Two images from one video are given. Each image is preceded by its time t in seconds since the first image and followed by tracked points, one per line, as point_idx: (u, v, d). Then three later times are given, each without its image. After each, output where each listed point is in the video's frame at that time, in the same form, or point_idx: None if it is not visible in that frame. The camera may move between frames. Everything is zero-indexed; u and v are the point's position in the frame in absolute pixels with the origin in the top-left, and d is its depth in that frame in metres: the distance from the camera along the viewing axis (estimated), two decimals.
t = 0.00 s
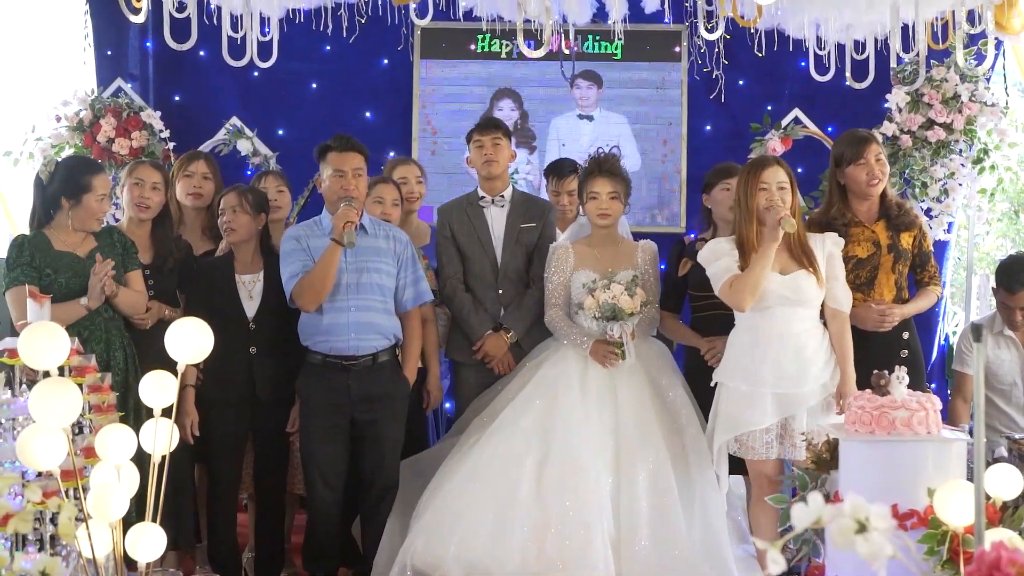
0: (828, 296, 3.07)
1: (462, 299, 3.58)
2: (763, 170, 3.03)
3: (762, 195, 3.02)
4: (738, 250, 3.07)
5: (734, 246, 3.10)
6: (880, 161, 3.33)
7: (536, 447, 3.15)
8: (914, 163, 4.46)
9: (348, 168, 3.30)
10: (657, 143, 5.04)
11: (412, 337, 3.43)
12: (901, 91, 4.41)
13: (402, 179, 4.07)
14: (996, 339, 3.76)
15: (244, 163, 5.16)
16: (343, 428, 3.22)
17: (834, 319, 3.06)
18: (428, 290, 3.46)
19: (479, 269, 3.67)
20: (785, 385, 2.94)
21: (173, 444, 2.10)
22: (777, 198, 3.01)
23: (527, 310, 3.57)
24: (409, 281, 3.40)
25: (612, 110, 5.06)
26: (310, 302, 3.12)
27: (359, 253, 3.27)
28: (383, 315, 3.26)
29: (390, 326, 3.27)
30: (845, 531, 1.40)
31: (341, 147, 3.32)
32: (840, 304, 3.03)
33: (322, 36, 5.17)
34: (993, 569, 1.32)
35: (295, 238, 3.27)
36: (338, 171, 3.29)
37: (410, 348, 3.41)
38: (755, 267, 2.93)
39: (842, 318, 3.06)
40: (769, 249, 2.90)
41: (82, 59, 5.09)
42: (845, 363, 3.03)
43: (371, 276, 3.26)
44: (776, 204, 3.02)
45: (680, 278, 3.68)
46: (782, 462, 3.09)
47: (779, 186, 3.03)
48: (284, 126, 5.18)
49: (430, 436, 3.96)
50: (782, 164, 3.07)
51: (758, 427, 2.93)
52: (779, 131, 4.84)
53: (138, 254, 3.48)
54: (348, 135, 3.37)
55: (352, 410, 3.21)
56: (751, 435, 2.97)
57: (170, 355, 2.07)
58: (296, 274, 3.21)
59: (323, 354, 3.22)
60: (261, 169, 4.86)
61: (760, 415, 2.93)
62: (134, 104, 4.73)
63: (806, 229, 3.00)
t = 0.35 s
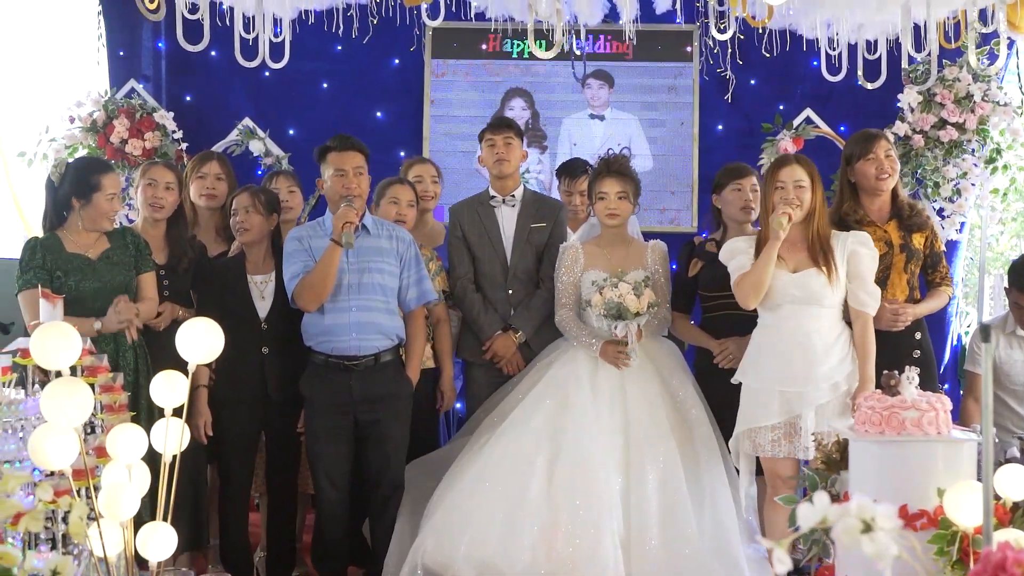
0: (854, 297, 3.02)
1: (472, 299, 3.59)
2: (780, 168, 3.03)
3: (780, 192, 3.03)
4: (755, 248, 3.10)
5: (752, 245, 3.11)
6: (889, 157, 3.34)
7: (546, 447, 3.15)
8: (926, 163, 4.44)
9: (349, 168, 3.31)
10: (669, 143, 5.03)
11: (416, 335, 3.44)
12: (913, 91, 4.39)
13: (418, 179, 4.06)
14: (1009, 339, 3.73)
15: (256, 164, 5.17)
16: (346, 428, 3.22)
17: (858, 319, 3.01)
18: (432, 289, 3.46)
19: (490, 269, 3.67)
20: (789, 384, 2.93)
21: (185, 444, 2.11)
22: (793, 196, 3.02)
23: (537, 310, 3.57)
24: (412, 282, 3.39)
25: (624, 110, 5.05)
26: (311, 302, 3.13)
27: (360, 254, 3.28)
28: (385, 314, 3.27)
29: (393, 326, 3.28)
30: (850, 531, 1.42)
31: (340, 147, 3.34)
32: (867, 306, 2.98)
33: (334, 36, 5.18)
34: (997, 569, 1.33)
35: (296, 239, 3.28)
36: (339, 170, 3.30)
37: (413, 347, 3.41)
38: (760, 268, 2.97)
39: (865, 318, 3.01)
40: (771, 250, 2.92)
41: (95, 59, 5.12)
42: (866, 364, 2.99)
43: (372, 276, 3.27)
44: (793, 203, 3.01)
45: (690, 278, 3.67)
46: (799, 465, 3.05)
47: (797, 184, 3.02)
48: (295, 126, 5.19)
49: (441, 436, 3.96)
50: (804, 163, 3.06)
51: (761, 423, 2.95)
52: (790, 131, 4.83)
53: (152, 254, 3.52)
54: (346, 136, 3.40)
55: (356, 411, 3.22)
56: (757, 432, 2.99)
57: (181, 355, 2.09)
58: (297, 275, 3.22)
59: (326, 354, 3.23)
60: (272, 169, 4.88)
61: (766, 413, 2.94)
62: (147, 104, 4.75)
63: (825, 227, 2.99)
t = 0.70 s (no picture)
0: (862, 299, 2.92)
1: (481, 298, 3.59)
2: (789, 171, 3.07)
3: (788, 195, 3.07)
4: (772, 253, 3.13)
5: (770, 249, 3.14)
6: (895, 156, 3.32)
7: (554, 447, 3.15)
8: (934, 163, 4.41)
9: (352, 167, 3.32)
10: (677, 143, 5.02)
11: (417, 334, 3.43)
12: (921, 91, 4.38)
13: (429, 179, 4.01)
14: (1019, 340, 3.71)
15: (264, 164, 5.19)
16: (348, 428, 3.23)
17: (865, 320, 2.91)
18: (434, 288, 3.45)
19: (498, 268, 3.66)
20: (795, 384, 2.94)
21: (191, 442, 2.12)
22: (799, 199, 3.03)
23: (545, 310, 3.57)
24: (413, 281, 3.39)
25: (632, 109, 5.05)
26: (311, 301, 3.14)
27: (360, 254, 3.28)
28: (385, 315, 3.27)
29: (393, 326, 3.28)
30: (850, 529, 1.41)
31: (343, 146, 3.35)
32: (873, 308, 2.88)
33: (342, 36, 5.19)
34: (997, 568, 1.33)
35: (298, 239, 3.28)
36: (342, 168, 3.31)
37: (415, 344, 3.40)
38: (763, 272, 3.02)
39: (872, 319, 2.89)
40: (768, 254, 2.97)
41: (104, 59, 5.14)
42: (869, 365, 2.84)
43: (372, 276, 3.27)
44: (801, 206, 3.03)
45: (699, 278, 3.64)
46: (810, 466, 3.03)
47: (804, 187, 3.03)
48: (302, 125, 5.20)
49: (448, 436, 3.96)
50: (818, 166, 3.05)
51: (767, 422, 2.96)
52: (799, 131, 4.82)
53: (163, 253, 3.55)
54: (349, 135, 3.41)
55: (358, 411, 3.22)
56: (764, 431, 3.00)
57: (188, 355, 2.09)
58: (298, 276, 3.22)
59: (327, 353, 3.24)
60: (280, 169, 4.89)
61: (768, 416, 2.97)
62: (155, 105, 4.77)
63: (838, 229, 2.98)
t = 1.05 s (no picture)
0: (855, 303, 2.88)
1: (486, 297, 3.58)
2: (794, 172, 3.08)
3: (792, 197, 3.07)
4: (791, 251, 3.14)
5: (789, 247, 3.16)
6: (895, 157, 3.34)
7: (557, 446, 3.15)
8: (938, 163, 4.40)
9: (354, 166, 3.32)
10: (681, 143, 5.03)
11: (419, 334, 3.44)
12: (925, 91, 4.37)
13: (432, 180, 3.99)
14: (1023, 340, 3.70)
15: (268, 164, 5.19)
16: (351, 428, 3.24)
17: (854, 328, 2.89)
18: (435, 288, 3.46)
19: (504, 268, 3.67)
20: (793, 385, 2.97)
21: (194, 441, 2.12)
22: (800, 200, 3.03)
23: (551, 309, 3.57)
24: (415, 281, 3.39)
25: (635, 109, 5.05)
26: (313, 301, 3.15)
27: (362, 254, 3.29)
28: (387, 315, 3.27)
29: (395, 326, 3.28)
30: (843, 528, 1.42)
31: (347, 146, 3.35)
32: (861, 314, 2.85)
33: (346, 36, 5.20)
34: (989, 566, 1.36)
35: (300, 240, 3.28)
36: (344, 168, 3.31)
37: (417, 344, 3.42)
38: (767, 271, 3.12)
39: (859, 326, 2.87)
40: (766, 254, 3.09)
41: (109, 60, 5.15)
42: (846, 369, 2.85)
43: (374, 277, 3.27)
44: (803, 207, 3.04)
45: (701, 277, 3.64)
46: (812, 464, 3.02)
47: (803, 189, 3.03)
48: (307, 125, 5.21)
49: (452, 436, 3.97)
50: (819, 166, 3.02)
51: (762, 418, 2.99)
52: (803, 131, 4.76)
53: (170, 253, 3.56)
54: (352, 135, 3.42)
55: (360, 410, 3.23)
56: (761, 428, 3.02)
57: (189, 354, 2.10)
58: (300, 276, 3.23)
59: (327, 353, 3.24)
60: (285, 169, 4.90)
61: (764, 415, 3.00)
62: (160, 105, 4.78)
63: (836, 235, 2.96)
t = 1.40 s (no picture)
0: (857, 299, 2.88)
1: (495, 297, 3.59)
2: (814, 167, 3.02)
3: (811, 191, 3.01)
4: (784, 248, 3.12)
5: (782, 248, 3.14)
6: (898, 158, 3.34)
7: (562, 444, 3.15)
8: (945, 162, 4.39)
9: (360, 166, 3.33)
10: (687, 142, 5.02)
11: (425, 333, 3.44)
12: (931, 90, 4.35)
13: (435, 180, 4.00)
14: None
15: (275, 163, 5.20)
16: (357, 427, 3.24)
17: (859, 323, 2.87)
18: (441, 288, 3.47)
19: (514, 269, 3.65)
20: (790, 381, 2.97)
21: (199, 440, 2.13)
22: (824, 196, 2.98)
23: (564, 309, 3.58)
24: (421, 281, 3.40)
25: (641, 109, 5.04)
26: (321, 302, 3.16)
27: (369, 254, 3.29)
28: (393, 315, 3.27)
29: (401, 326, 3.28)
30: (845, 527, 1.42)
31: (351, 146, 3.35)
32: (865, 311, 2.84)
33: (352, 36, 5.20)
34: (991, 565, 1.36)
35: (306, 240, 3.29)
36: (350, 168, 3.32)
37: (423, 344, 3.43)
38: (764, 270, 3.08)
39: (864, 322, 2.86)
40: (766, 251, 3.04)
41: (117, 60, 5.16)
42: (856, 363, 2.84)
43: (380, 276, 3.28)
44: (822, 204, 2.99)
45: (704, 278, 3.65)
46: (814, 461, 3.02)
47: (830, 185, 2.99)
48: (313, 124, 5.22)
49: (458, 435, 3.97)
50: (841, 165, 3.01)
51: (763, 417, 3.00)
52: (808, 130, 4.80)
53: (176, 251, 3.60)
54: (357, 134, 3.41)
55: (367, 409, 3.23)
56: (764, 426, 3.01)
57: (194, 352, 2.10)
58: (306, 276, 3.23)
59: (335, 353, 3.25)
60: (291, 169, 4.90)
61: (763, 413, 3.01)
62: (167, 105, 4.79)
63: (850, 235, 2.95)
